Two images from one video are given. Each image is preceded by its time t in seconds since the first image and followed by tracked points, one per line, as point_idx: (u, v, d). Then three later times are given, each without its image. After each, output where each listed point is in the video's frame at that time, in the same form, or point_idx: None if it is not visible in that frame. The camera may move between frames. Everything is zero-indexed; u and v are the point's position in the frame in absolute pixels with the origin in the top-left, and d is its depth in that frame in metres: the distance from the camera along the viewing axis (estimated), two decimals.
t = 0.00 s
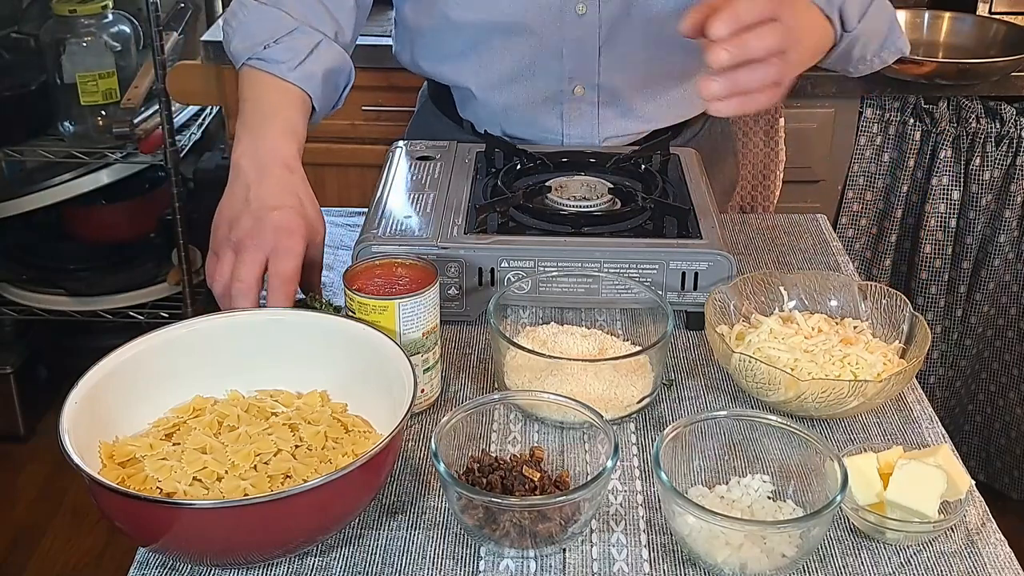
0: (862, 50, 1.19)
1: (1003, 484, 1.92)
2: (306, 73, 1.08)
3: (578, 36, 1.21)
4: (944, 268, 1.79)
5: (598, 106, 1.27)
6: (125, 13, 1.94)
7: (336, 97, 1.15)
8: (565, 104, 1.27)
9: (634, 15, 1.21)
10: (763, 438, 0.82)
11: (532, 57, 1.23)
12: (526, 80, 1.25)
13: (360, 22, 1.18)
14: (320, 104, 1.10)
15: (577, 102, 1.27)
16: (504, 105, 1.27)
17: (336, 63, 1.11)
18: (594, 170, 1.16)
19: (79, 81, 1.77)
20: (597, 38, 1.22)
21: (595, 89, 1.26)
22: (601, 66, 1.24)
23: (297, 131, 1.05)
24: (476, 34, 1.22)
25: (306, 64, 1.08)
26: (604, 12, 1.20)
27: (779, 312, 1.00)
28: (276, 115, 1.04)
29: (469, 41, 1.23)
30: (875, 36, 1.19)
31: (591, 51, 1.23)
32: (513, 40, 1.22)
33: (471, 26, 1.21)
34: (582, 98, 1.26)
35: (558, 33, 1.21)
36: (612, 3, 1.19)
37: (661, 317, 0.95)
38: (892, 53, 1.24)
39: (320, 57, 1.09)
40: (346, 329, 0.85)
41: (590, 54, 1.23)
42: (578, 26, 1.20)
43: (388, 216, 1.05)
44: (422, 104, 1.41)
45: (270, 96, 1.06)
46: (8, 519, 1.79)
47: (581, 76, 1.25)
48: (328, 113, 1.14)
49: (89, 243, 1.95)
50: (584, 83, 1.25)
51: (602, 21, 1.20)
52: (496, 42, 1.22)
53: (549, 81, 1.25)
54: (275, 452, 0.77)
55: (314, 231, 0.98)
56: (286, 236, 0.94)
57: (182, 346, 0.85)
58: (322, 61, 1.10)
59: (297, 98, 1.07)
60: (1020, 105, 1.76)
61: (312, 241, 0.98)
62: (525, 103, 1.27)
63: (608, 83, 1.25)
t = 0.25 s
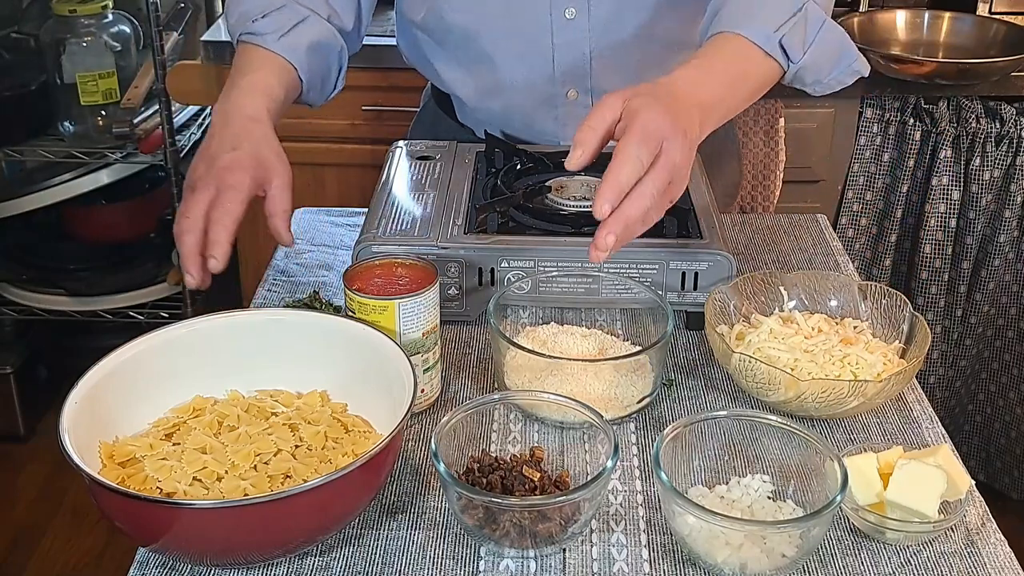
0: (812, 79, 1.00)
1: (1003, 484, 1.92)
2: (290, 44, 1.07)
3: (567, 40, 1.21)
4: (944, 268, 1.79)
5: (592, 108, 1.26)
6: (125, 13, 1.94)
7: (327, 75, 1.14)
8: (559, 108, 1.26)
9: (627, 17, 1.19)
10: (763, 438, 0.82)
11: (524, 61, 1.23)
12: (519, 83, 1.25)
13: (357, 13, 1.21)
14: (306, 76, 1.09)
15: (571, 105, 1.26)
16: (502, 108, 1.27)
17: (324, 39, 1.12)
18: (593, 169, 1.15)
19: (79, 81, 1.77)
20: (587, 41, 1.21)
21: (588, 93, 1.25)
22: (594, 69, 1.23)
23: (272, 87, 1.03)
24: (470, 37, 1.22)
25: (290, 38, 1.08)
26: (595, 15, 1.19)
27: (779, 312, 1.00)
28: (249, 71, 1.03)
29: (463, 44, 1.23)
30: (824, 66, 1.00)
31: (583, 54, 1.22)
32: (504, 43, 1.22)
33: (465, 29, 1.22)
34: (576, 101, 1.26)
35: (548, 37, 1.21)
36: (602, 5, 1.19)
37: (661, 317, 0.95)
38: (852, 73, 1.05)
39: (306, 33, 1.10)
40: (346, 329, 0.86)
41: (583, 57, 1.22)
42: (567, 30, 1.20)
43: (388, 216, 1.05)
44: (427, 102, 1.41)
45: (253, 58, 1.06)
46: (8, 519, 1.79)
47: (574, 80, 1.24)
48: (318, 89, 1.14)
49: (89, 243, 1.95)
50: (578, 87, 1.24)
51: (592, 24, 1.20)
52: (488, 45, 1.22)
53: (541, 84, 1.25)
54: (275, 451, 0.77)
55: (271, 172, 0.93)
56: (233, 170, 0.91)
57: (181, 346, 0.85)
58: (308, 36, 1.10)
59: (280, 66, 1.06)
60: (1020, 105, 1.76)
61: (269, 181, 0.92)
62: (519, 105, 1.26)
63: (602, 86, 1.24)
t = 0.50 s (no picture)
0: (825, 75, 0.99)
1: (1003, 484, 1.92)
2: (276, 35, 1.13)
3: (562, 39, 1.20)
4: (944, 268, 1.79)
5: (588, 107, 1.26)
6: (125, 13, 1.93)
7: (322, 63, 1.20)
8: (555, 107, 1.26)
9: (623, 17, 1.19)
10: (763, 438, 0.82)
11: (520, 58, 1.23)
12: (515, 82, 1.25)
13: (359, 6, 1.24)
14: (296, 64, 1.15)
15: (567, 104, 1.26)
16: (500, 107, 1.27)
17: (314, 30, 1.17)
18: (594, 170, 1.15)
19: (79, 81, 1.77)
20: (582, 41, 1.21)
21: (583, 92, 1.25)
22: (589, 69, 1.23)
23: (261, 74, 1.09)
24: (465, 34, 1.22)
25: (278, 29, 1.13)
26: (590, 12, 1.18)
27: (779, 312, 1.00)
28: (241, 57, 1.10)
29: (460, 42, 1.24)
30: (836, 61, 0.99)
31: (577, 54, 1.22)
32: (499, 41, 1.21)
33: (461, 26, 1.22)
34: (572, 100, 1.26)
35: (542, 36, 1.20)
36: (598, 4, 1.18)
37: (661, 318, 0.95)
38: (864, 71, 1.03)
39: (295, 23, 1.15)
40: (346, 329, 0.86)
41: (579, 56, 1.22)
42: (561, 29, 1.20)
43: (388, 216, 1.05)
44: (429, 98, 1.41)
45: (243, 47, 1.12)
46: (8, 519, 1.79)
47: (568, 79, 1.24)
48: (314, 77, 1.20)
49: (89, 243, 1.95)
50: (572, 86, 1.24)
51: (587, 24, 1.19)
52: (484, 43, 1.22)
53: (537, 83, 1.24)
54: (275, 451, 0.77)
55: (234, 155, 0.98)
56: (191, 152, 0.97)
57: (181, 346, 0.85)
58: (298, 27, 1.15)
59: (270, 56, 1.12)
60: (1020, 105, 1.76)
61: (229, 162, 0.98)
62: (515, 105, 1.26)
63: (597, 86, 1.24)
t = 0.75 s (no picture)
0: (851, 51, 1.08)
1: (1003, 484, 1.92)
2: (273, 30, 1.18)
3: (559, 39, 1.20)
4: (944, 268, 1.79)
5: (585, 107, 1.26)
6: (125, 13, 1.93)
7: (323, 57, 1.24)
8: (552, 107, 1.26)
9: (622, 18, 1.19)
10: (763, 438, 0.82)
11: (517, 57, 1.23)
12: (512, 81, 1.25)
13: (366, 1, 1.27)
14: (293, 59, 1.19)
15: (564, 104, 1.26)
16: (498, 107, 1.27)
17: (313, 25, 1.21)
18: (594, 170, 1.15)
19: (79, 81, 1.77)
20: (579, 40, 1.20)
21: (581, 92, 1.25)
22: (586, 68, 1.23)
23: (254, 72, 1.14)
24: (463, 33, 1.22)
25: (277, 24, 1.18)
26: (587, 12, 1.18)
27: (779, 312, 1.00)
28: (238, 52, 1.16)
29: (458, 40, 1.24)
30: (863, 37, 1.07)
31: (576, 54, 1.21)
32: (497, 39, 1.21)
33: (459, 25, 1.22)
34: (569, 100, 1.25)
35: (539, 35, 1.20)
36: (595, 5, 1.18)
37: (661, 317, 0.95)
38: (886, 51, 1.12)
39: (294, 18, 1.19)
40: (346, 330, 0.86)
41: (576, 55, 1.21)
42: (559, 28, 1.20)
43: (388, 216, 1.05)
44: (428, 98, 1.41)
45: (239, 46, 1.17)
46: (8, 519, 1.79)
47: (566, 79, 1.24)
48: (315, 70, 1.24)
49: (89, 243, 1.95)
50: (570, 86, 1.24)
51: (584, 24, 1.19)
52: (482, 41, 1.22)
53: (535, 83, 1.24)
54: (275, 452, 0.77)
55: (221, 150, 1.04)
56: (177, 147, 1.03)
57: (181, 345, 0.85)
58: (297, 22, 1.19)
59: (267, 51, 1.17)
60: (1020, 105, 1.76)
61: (215, 157, 1.03)
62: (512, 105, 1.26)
63: (595, 85, 1.24)
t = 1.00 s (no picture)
0: (867, 71, 1.03)
1: (1003, 484, 1.92)
2: (278, 33, 1.18)
3: (559, 37, 1.20)
4: (944, 268, 1.79)
5: (584, 106, 1.26)
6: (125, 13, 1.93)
7: (327, 58, 1.24)
8: (551, 105, 1.26)
9: (620, 16, 1.19)
10: (763, 438, 0.82)
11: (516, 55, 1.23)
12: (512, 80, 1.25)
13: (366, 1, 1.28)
14: (298, 60, 1.20)
15: (563, 102, 1.26)
16: (497, 106, 1.27)
17: (317, 28, 1.21)
18: (594, 170, 1.15)
19: (79, 81, 1.77)
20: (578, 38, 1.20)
21: (580, 90, 1.25)
22: (585, 66, 1.22)
23: (260, 76, 1.14)
24: (463, 32, 1.23)
25: (281, 27, 1.18)
26: (585, 11, 1.18)
27: (779, 312, 1.00)
28: (244, 57, 1.16)
29: (458, 39, 1.25)
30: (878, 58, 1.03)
31: (575, 52, 1.21)
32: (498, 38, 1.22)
33: (459, 24, 1.22)
34: (568, 99, 1.25)
35: (538, 33, 1.20)
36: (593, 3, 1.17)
37: (661, 317, 0.95)
38: (898, 64, 1.07)
39: (298, 21, 1.19)
40: (346, 330, 0.86)
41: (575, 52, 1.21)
42: (557, 27, 1.19)
43: (388, 216, 1.05)
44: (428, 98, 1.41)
45: (245, 51, 1.17)
46: (8, 519, 1.79)
47: (565, 77, 1.23)
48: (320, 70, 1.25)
49: (89, 243, 1.95)
50: (569, 84, 1.24)
51: (583, 23, 1.19)
52: (481, 40, 1.22)
53: (535, 81, 1.24)
54: (275, 451, 0.77)
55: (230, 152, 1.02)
56: (186, 150, 1.01)
57: (182, 346, 0.85)
58: (301, 25, 1.19)
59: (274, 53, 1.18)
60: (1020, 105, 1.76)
61: (225, 159, 1.01)
62: (511, 103, 1.26)
63: (594, 84, 1.24)
